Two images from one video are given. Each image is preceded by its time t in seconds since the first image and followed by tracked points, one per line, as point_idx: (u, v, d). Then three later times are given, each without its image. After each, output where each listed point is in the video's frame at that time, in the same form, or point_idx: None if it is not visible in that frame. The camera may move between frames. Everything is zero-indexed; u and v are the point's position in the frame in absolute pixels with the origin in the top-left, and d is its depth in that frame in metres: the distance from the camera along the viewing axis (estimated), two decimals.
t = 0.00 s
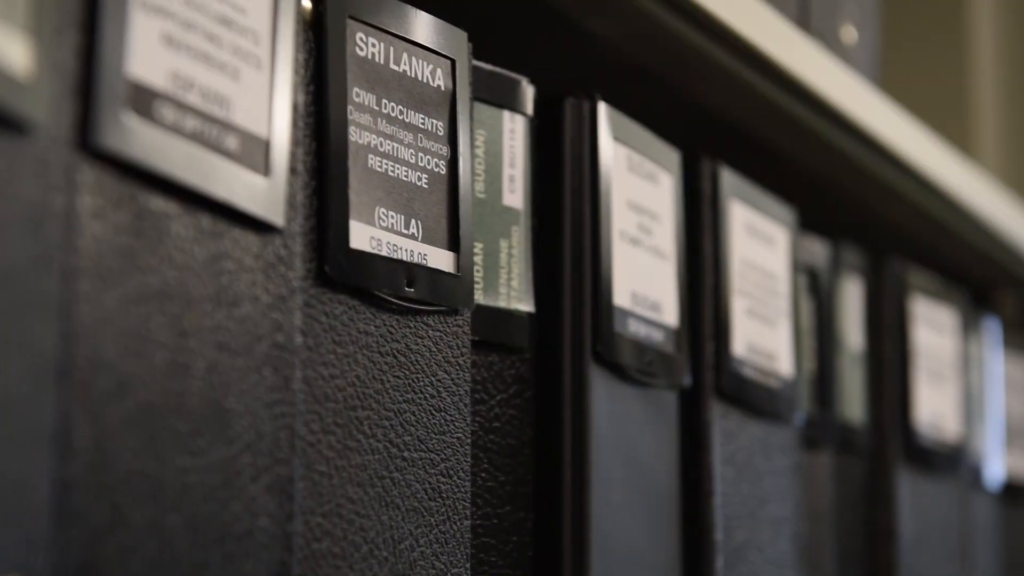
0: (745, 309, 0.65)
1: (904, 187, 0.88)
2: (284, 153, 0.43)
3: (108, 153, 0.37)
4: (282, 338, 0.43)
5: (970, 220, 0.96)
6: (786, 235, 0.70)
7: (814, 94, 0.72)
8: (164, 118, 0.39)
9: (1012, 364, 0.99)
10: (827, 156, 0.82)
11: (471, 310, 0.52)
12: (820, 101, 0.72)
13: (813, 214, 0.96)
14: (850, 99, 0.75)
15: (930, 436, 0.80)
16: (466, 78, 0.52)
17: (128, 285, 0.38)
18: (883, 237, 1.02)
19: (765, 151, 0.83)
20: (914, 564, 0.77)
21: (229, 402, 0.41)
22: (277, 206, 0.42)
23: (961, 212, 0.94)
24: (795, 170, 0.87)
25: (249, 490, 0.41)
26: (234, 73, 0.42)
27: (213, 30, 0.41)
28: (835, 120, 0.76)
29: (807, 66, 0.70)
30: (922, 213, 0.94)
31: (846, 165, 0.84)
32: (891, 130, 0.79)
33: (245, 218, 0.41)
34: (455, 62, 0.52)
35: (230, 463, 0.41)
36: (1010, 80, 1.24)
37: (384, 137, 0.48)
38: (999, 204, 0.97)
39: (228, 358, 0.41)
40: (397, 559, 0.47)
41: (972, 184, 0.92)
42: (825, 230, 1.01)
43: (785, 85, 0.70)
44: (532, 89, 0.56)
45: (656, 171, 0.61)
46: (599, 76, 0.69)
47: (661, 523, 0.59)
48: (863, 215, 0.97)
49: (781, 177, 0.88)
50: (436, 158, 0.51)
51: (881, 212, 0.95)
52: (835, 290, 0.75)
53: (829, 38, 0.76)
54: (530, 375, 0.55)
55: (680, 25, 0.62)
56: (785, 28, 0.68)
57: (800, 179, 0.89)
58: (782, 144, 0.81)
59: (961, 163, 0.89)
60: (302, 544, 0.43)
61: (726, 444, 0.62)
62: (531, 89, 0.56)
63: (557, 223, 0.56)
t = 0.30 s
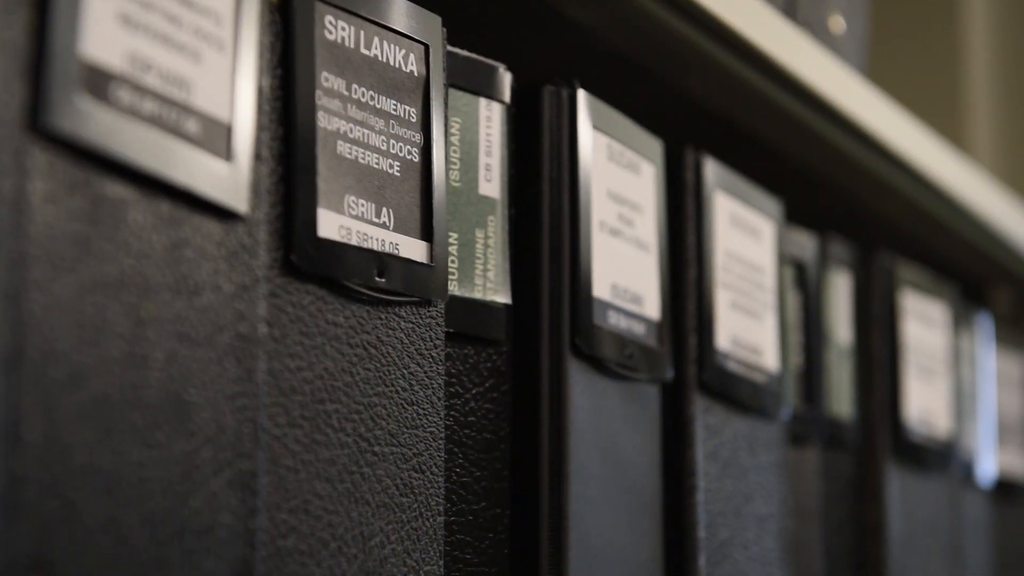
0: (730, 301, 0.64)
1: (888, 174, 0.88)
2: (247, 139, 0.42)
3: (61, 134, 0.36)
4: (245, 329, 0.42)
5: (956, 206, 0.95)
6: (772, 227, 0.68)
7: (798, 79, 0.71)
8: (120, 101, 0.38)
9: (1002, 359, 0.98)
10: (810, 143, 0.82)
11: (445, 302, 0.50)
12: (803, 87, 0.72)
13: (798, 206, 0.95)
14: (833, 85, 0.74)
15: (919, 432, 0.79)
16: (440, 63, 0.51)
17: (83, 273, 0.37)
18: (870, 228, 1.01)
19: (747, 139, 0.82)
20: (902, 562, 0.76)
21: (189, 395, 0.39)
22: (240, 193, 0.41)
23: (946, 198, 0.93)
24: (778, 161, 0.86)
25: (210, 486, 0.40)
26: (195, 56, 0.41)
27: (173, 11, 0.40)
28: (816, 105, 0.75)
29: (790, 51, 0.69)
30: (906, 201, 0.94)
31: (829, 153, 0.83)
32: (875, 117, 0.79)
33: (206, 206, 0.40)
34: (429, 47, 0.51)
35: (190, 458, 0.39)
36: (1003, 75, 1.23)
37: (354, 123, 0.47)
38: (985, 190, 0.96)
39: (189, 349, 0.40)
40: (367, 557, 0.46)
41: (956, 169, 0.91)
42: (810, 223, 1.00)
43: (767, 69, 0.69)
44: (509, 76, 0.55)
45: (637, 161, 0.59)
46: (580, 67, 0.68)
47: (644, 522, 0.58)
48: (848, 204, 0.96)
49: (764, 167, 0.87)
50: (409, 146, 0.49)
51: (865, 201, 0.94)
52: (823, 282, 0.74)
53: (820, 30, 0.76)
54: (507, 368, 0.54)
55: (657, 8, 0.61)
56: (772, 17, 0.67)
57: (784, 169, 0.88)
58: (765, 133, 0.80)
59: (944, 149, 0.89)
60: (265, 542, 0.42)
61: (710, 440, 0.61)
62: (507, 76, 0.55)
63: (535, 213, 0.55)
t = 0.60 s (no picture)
0: (715, 294, 0.63)
1: (877, 166, 0.87)
2: (212, 123, 0.41)
3: (16, 118, 0.35)
4: (210, 320, 0.40)
5: (947, 198, 0.94)
6: (759, 219, 0.67)
7: (784, 68, 0.70)
8: (77, 83, 0.37)
9: (995, 355, 0.97)
10: (797, 135, 0.81)
11: (420, 293, 0.49)
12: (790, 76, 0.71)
13: (788, 199, 0.94)
14: (821, 74, 0.73)
15: (910, 428, 0.78)
16: (416, 49, 0.50)
17: (38, 262, 0.35)
18: (861, 221, 1.00)
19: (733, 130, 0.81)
20: (893, 560, 0.75)
21: (150, 389, 0.38)
22: (204, 180, 0.40)
23: (937, 190, 0.92)
24: (766, 153, 0.85)
25: (172, 482, 0.39)
26: (157, 39, 0.40)
27: None
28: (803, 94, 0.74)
29: (773, 38, 0.68)
30: (896, 193, 0.93)
31: (816, 144, 0.83)
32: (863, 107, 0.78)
33: (169, 192, 0.39)
34: (404, 32, 0.49)
35: (152, 452, 0.38)
36: (1000, 69, 1.22)
37: (325, 109, 0.46)
38: (976, 182, 0.95)
39: (150, 340, 0.38)
40: (338, 554, 0.45)
41: (946, 160, 0.90)
42: (801, 217, 0.98)
43: (752, 57, 0.68)
44: (488, 63, 0.54)
45: (621, 151, 0.58)
46: (564, 57, 0.67)
47: (627, 520, 0.57)
48: (839, 197, 0.95)
49: (751, 160, 0.86)
50: (383, 133, 0.48)
51: (855, 193, 0.93)
52: (812, 276, 0.72)
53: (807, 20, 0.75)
54: (482, 361, 0.53)
55: None
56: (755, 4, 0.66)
57: (772, 162, 0.87)
58: (752, 124, 0.79)
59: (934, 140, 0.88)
60: (231, 538, 0.41)
61: (694, 435, 0.60)
62: (487, 63, 0.54)
63: (514, 203, 0.54)
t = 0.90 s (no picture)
0: (700, 286, 0.62)
1: (869, 158, 0.85)
2: (174, 107, 0.40)
3: None
4: (172, 310, 0.39)
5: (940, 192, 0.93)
6: (746, 211, 0.66)
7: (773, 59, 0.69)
8: (31, 64, 0.36)
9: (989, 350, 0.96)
10: (788, 126, 0.80)
11: (393, 284, 0.48)
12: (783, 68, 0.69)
13: (778, 191, 0.93)
14: (813, 65, 0.71)
15: (901, 424, 0.76)
16: (389, 34, 0.49)
17: None
18: (854, 214, 0.99)
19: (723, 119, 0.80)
20: (883, 558, 0.74)
21: (109, 380, 0.37)
22: (166, 165, 0.39)
23: (931, 184, 0.91)
24: (756, 144, 0.84)
25: (131, 475, 0.37)
26: (116, 20, 0.38)
27: None
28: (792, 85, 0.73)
29: (764, 27, 0.66)
30: (889, 187, 0.91)
31: (807, 136, 0.81)
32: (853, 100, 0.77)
33: (128, 177, 0.38)
34: (377, 16, 0.48)
35: (111, 445, 0.37)
36: (998, 63, 1.20)
37: (295, 95, 0.45)
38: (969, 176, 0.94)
39: (109, 330, 0.37)
40: (307, 551, 0.44)
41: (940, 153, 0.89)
42: (792, 211, 0.97)
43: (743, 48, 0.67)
44: (465, 49, 0.53)
45: (602, 140, 0.57)
46: (546, 44, 0.66)
47: (608, 517, 0.56)
48: (831, 190, 0.93)
49: (741, 151, 0.85)
50: (355, 119, 0.47)
51: (847, 186, 0.92)
52: (800, 269, 0.71)
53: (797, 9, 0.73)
54: (460, 355, 0.52)
55: None
56: None
57: (763, 153, 0.85)
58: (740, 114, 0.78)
59: (927, 133, 0.86)
60: (195, 535, 0.40)
61: (678, 430, 0.59)
62: (464, 49, 0.52)
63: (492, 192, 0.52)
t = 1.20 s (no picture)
0: (682, 277, 0.60)
1: (859, 149, 0.84)
2: (129, 88, 0.38)
3: None
4: (127, 299, 0.38)
5: (931, 184, 0.92)
6: (730, 201, 0.65)
7: (760, 46, 0.67)
8: None
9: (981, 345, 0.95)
10: (776, 117, 0.78)
11: (362, 273, 0.47)
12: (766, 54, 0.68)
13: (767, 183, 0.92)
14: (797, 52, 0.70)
15: (890, 420, 0.75)
16: (358, 17, 0.47)
17: None
18: (845, 206, 0.98)
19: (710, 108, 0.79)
20: (871, 555, 0.72)
21: (61, 370, 0.36)
22: (119, 148, 0.38)
23: (921, 176, 0.90)
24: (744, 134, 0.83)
25: (83, 470, 0.36)
26: None
27: None
28: (778, 75, 0.72)
29: (748, 14, 0.65)
30: (879, 179, 0.90)
31: (796, 126, 0.80)
32: (841, 90, 0.76)
33: (80, 160, 0.36)
34: None
35: (62, 438, 0.36)
36: (992, 55, 1.19)
37: (258, 78, 0.44)
38: (960, 168, 0.93)
39: (60, 319, 0.36)
40: (271, 547, 0.43)
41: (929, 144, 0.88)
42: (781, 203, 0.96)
43: (724, 33, 0.66)
44: (438, 33, 0.51)
45: (581, 128, 0.56)
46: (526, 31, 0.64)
47: (586, 513, 0.54)
48: (820, 181, 0.92)
49: (729, 140, 0.84)
50: (322, 104, 0.46)
51: (836, 177, 0.91)
52: (787, 260, 0.70)
53: None
54: (432, 346, 0.50)
55: None
56: None
57: (751, 143, 0.84)
58: (727, 103, 0.77)
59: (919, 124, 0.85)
60: (153, 531, 0.39)
61: (659, 425, 0.58)
62: (436, 33, 0.51)
63: (466, 180, 0.51)
